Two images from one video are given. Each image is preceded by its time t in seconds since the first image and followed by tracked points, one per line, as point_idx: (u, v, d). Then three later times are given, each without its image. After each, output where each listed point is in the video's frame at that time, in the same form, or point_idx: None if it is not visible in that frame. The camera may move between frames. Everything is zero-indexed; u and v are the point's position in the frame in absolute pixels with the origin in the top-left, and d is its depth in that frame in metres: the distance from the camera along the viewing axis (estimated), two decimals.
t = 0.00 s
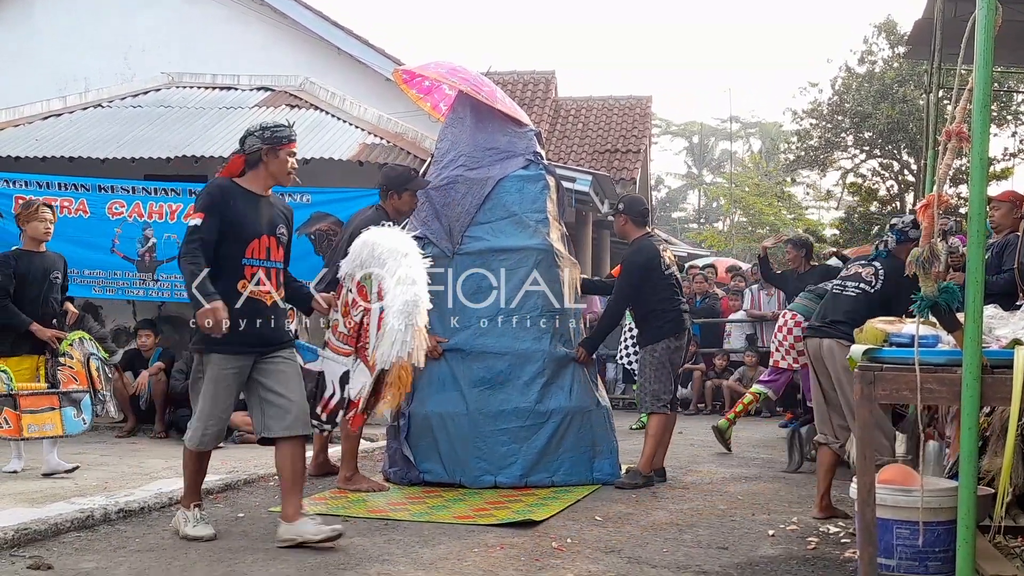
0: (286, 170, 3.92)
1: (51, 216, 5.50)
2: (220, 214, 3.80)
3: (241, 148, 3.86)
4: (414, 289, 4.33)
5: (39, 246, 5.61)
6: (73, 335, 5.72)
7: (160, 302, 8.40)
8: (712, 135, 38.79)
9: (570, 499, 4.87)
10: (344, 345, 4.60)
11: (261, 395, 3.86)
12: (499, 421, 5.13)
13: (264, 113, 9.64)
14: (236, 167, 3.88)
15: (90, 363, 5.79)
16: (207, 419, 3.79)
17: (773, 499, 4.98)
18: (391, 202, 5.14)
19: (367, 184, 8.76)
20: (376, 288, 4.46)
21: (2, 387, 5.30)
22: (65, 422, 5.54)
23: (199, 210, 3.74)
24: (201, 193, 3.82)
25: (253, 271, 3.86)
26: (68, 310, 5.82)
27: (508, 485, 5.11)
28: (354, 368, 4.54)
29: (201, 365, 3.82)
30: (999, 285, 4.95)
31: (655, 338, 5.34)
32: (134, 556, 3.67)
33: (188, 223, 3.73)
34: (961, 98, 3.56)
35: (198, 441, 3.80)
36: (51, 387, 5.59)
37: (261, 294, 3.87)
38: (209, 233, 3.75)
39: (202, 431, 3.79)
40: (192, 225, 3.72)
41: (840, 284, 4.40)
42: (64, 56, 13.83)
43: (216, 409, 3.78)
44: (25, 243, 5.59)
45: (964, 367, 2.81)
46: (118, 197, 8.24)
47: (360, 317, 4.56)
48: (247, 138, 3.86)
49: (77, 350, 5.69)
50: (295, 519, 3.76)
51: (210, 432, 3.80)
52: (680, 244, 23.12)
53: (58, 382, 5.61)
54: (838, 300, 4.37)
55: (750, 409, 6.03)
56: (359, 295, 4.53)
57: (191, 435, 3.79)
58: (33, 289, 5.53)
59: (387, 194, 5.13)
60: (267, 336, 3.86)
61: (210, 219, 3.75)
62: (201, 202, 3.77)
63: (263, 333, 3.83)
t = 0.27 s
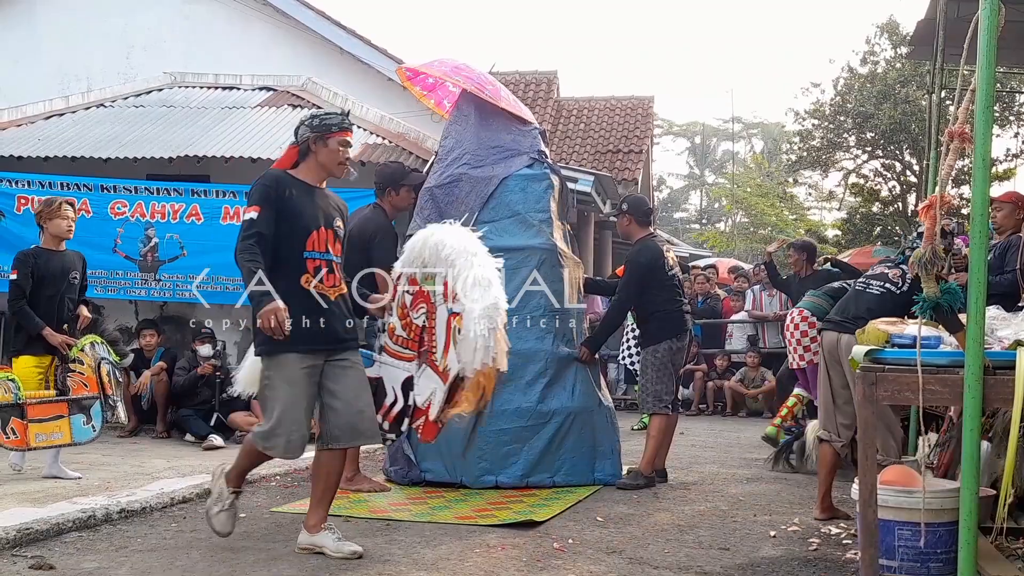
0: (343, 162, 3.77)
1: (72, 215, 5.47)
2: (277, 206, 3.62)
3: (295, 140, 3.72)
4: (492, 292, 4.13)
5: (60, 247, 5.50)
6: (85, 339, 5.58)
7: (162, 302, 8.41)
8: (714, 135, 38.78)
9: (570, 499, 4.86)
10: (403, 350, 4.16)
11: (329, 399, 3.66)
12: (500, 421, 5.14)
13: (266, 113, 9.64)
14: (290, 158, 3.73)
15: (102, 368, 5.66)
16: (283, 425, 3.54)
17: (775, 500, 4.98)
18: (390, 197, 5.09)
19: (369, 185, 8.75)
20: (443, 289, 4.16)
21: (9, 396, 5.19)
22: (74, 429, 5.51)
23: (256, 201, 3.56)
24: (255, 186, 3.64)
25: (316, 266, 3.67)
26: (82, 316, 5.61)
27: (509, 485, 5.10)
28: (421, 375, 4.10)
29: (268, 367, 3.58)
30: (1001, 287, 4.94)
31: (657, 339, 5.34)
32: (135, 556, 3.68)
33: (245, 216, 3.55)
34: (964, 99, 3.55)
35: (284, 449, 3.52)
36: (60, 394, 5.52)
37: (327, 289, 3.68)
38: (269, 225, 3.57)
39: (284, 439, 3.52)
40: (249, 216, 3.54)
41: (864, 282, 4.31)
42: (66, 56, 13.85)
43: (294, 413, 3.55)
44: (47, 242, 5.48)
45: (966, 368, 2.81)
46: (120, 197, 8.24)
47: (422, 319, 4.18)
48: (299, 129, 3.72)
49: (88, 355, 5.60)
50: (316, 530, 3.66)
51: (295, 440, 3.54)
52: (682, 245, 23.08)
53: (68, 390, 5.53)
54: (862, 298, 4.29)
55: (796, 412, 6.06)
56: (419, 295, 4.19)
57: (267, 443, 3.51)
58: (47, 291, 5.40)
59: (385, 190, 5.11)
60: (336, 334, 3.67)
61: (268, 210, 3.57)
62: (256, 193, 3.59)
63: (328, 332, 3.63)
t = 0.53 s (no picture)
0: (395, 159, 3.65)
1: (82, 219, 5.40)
2: (324, 208, 3.51)
3: (347, 135, 3.60)
4: (544, 287, 4.61)
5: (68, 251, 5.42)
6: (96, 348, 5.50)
7: (162, 306, 8.40)
8: (713, 137, 38.82)
9: (570, 501, 4.86)
10: (461, 349, 4.89)
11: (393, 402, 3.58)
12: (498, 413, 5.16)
13: (266, 116, 9.65)
14: (341, 153, 3.62)
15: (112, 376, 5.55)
16: (360, 425, 3.36)
17: (776, 501, 4.98)
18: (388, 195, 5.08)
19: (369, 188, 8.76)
20: (498, 288, 4.73)
21: (18, 411, 5.09)
22: (83, 441, 5.45)
23: (300, 205, 3.45)
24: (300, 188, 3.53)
25: (367, 270, 3.58)
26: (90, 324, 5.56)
27: (505, 477, 5.14)
28: (478, 375, 4.82)
29: (336, 370, 3.43)
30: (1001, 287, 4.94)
31: (657, 341, 5.34)
32: (137, 560, 3.68)
33: (290, 220, 3.44)
34: (963, 99, 3.55)
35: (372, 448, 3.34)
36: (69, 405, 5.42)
37: (376, 294, 3.59)
38: (315, 230, 3.47)
39: (366, 437, 3.34)
40: (295, 221, 3.43)
41: (880, 284, 4.43)
42: (66, 60, 13.86)
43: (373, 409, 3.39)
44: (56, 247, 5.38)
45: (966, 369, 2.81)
46: (121, 200, 8.24)
47: (476, 318, 4.84)
48: (351, 126, 3.60)
49: (98, 365, 5.48)
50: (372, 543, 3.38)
51: (378, 437, 3.37)
52: (682, 246, 23.09)
53: (77, 401, 5.43)
54: (873, 299, 4.39)
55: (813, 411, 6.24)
56: (477, 292, 4.81)
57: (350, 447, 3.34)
58: (59, 300, 5.36)
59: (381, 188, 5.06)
60: (384, 340, 3.60)
61: (315, 214, 3.46)
62: (301, 196, 3.48)
63: (373, 339, 3.55)
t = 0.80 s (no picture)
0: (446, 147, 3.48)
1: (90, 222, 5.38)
2: (379, 201, 3.30)
3: (394, 120, 3.42)
4: (588, 287, 4.93)
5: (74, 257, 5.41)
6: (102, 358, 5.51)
7: (165, 304, 8.41)
8: (716, 132, 38.77)
9: (575, 497, 4.86)
10: (518, 351, 5.28)
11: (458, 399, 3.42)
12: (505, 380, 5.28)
13: (268, 114, 9.65)
14: (390, 141, 3.43)
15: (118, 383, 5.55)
16: (429, 429, 3.18)
17: (780, 496, 4.97)
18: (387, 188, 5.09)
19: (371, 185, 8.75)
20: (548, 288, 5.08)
21: (31, 428, 4.95)
22: (96, 452, 5.38)
23: (355, 196, 3.24)
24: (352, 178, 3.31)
25: (428, 265, 3.37)
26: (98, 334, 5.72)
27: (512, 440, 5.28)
28: (533, 378, 5.24)
29: (399, 370, 3.21)
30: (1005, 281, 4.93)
31: (661, 336, 5.34)
32: (141, 558, 3.68)
33: (346, 212, 3.22)
34: (967, 93, 3.55)
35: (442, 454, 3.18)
36: (80, 416, 5.39)
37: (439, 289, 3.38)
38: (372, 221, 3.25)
39: (435, 442, 3.17)
40: (351, 213, 3.22)
41: (893, 276, 4.46)
42: (69, 60, 13.87)
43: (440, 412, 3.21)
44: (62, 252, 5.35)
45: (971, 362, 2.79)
46: (124, 199, 8.25)
47: (531, 317, 5.22)
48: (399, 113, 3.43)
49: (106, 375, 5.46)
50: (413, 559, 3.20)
51: (446, 443, 3.20)
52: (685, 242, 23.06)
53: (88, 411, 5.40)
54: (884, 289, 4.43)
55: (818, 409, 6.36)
56: (530, 292, 5.19)
57: (420, 453, 3.16)
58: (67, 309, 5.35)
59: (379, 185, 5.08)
60: (449, 337, 3.40)
61: (371, 205, 3.25)
62: (356, 186, 3.27)
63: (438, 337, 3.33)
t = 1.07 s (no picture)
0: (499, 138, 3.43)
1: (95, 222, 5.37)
2: (440, 185, 3.25)
3: (448, 107, 3.38)
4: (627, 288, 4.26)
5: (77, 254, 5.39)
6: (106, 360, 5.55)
7: (164, 301, 8.41)
8: (715, 128, 38.79)
9: (576, 493, 4.86)
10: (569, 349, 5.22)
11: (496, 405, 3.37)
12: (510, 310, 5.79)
13: (267, 111, 9.64)
14: (444, 127, 3.38)
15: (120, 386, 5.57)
16: (444, 437, 3.18)
17: (779, 492, 4.97)
18: (377, 179, 5.04)
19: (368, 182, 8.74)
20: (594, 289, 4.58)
21: (36, 424, 4.95)
22: (94, 452, 5.37)
23: (417, 176, 3.19)
24: (411, 158, 3.27)
25: (477, 255, 3.33)
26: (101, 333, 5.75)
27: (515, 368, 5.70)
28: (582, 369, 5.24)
29: (432, 371, 3.22)
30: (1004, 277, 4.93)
31: (661, 331, 5.32)
32: (141, 555, 3.69)
33: (407, 192, 3.18)
34: (966, 88, 3.55)
35: (450, 465, 3.16)
36: (81, 417, 5.38)
37: (487, 281, 3.33)
38: (432, 203, 3.20)
39: (447, 451, 3.17)
40: (413, 192, 3.18)
41: (894, 271, 4.55)
42: (67, 57, 13.86)
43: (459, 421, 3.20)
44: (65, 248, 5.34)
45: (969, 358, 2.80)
46: (122, 196, 8.24)
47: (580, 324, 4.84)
48: (453, 100, 3.38)
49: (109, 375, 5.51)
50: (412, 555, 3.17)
51: (458, 455, 3.19)
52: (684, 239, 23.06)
53: (90, 412, 5.40)
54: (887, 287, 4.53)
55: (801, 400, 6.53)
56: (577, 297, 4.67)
57: (429, 457, 3.16)
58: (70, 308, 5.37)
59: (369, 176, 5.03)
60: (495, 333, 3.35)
61: (432, 187, 3.21)
62: (416, 166, 3.23)
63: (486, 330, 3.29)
